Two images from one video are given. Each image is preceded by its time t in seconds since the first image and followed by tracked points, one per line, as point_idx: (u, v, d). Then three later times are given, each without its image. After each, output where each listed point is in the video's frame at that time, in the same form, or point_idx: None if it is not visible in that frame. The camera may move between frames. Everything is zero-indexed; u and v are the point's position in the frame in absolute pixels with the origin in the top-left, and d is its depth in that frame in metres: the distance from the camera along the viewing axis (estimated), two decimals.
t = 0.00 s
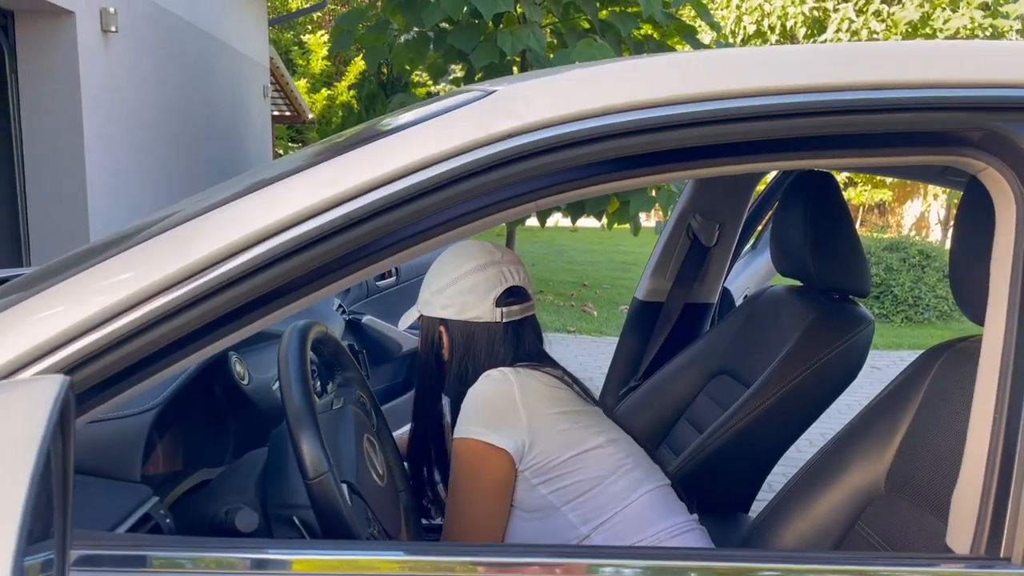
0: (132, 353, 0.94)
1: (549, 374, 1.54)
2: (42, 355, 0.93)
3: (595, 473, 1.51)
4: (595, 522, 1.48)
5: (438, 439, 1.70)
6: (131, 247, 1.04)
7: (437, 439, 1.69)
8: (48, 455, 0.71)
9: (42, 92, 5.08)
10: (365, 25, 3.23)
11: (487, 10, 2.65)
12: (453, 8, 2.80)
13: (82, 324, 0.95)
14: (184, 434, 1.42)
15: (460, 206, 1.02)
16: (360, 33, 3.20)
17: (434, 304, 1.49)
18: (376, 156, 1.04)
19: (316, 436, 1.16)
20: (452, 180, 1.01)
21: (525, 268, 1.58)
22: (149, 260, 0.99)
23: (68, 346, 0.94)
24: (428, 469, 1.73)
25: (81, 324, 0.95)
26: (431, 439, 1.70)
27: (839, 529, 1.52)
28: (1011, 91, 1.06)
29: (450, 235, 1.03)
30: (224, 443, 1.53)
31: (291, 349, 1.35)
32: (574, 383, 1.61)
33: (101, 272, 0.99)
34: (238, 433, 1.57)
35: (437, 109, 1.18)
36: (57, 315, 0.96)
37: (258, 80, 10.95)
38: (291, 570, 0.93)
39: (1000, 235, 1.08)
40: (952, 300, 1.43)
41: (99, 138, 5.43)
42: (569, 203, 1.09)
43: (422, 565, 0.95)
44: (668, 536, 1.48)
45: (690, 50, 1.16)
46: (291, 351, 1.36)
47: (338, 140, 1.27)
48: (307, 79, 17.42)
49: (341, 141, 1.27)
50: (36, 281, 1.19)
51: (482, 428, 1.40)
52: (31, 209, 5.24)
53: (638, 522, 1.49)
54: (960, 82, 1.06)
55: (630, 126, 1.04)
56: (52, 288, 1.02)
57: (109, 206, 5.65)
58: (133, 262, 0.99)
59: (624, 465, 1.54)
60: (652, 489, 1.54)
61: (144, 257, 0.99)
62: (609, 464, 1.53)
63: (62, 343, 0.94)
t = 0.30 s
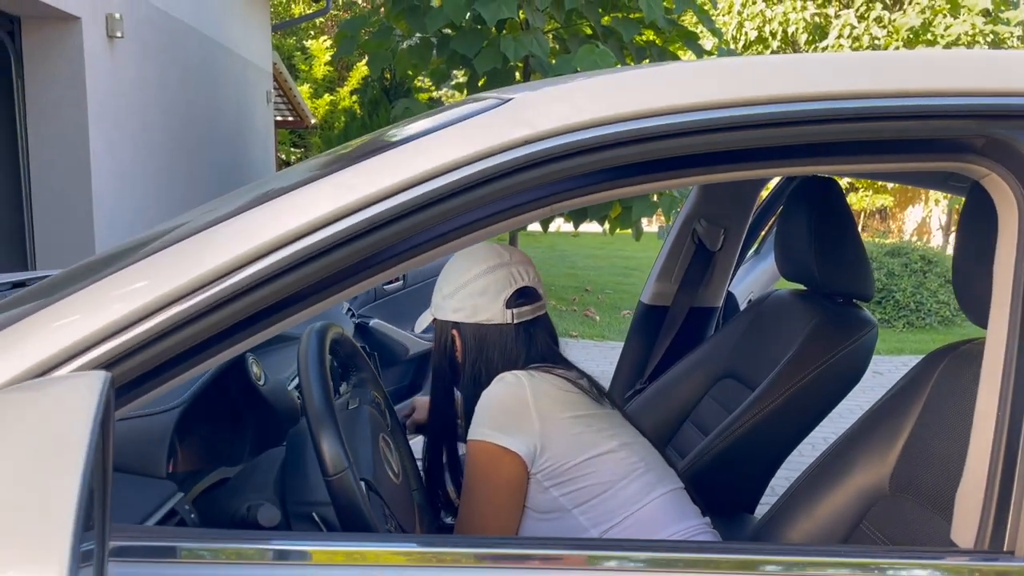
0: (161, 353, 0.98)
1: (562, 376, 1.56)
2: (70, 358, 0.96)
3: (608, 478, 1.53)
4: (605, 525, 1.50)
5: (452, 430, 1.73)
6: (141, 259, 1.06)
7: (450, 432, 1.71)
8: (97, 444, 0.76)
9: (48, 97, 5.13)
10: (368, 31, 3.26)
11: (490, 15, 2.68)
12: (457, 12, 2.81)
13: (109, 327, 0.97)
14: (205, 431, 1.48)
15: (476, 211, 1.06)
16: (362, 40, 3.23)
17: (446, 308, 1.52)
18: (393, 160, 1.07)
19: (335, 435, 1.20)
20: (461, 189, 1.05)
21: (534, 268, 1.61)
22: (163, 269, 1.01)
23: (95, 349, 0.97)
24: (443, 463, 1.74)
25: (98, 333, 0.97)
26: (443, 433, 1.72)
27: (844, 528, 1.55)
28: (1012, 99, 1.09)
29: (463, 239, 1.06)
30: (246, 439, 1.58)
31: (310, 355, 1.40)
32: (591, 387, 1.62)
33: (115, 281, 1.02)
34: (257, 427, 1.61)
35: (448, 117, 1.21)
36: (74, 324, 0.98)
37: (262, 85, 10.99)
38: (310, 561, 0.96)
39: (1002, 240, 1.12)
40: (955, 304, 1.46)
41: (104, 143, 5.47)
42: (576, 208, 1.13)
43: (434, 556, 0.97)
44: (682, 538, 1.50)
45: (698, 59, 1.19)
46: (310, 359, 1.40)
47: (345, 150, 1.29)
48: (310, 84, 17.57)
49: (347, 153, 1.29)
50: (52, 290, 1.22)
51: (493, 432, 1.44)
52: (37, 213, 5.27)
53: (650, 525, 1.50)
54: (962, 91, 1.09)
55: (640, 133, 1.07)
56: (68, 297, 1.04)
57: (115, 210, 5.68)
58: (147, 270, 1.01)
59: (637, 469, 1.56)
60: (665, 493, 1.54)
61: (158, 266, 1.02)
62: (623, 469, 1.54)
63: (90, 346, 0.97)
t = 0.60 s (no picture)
0: (186, 345, 1.02)
1: (572, 370, 1.60)
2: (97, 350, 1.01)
3: (618, 471, 1.58)
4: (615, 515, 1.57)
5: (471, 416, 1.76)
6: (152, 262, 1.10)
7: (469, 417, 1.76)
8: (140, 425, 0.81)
9: (54, 102, 5.19)
10: (370, 37, 3.33)
11: (493, 21, 2.76)
12: (460, 20, 2.90)
13: (130, 324, 1.02)
14: (226, 422, 1.56)
15: (487, 208, 1.11)
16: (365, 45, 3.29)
17: (464, 294, 1.57)
18: (405, 160, 1.12)
19: (351, 425, 1.27)
20: (466, 190, 1.09)
21: (554, 257, 1.65)
22: (174, 270, 1.05)
23: (123, 341, 1.01)
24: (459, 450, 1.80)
25: (114, 332, 1.01)
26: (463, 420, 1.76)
27: (844, 518, 1.59)
28: (1004, 100, 1.12)
29: (469, 237, 1.12)
30: (261, 433, 1.65)
31: (326, 353, 1.45)
32: (603, 380, 1.66)
33: (129, 282, 1.06)
34: (269, 426, 1.67)
35: (456, 120, 1.25)
36: (89, 324, 1.03)
37: (265, 91, 11.06)
38: (328, 539, 1.01)
39: (992, 236, 1.16)
40: (952, 300, 1.50)
41: (110, 147, 5.53)
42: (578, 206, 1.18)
43: (439, 533, 1.02)
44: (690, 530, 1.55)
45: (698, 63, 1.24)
46: (325, 355, 1.45)
47: (352, 154, 1.34)
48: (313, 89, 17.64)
49: (351, 158, 1.33)
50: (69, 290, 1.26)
51: (502, 428, 1.51)
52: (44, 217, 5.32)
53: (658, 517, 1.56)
54: (955, 92, 1.13)
55: (640, 135, 1.12)
56: (84, 298, 1.08)
57: (120, 213, 5.74)
58: (159, 272, 1.05)
59: (646, 463, 1.60)
60: (674, 486, 1.59)
61: (170, 267, 1.05)
62: (632, 462, 1.59)
63: (117, 339, 1.01)
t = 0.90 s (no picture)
0: (192, 351, 1.04)
1: (599, 374, 1.61)
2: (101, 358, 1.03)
3: (631, 481, 1.56)
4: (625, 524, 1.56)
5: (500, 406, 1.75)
6: (152, 271, 1.12)
7: (498, 412, 1.74)
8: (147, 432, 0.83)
9: (54, 107, 5.22)
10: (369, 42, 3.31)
11: (491, 27, 2.80)
12: (458, 25, 2.95)
13: (132, 333, 1.04)
14: (227, 427, 1.58)
15: (488, 216, 1.13)
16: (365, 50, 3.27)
17: (515, 286, 1.58)
18: (407, 169, 1.14)
19: (350, 429, 1.29)
20: (462, 200, 1.11)
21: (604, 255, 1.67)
22: (175, 280, 1.07)
23: (129, 348, 1.03)
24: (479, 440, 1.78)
25: (116, 341, 1.03)
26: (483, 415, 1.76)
27: (839, 520, 1.61)
28: (993, 109, 1.14)
29: (466, 246, 1.14)
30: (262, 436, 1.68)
31: (326, 359, 1.47)
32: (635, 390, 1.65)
33: (130, 292, 1.07)
34: (270, 430, 1.68)
35: (458, 129, 1.26)
36: (91, 333, 1.05)
37: (264, 95, 11.09)
38: (327, 543, 1.03)
39: (980, 244, 1.18)
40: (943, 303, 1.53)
41: (110, 152, 5.55)
42: (576, 214, 1.21)
43: (437, 537, 1.05)
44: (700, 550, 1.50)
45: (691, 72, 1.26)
46: (326, 360, 1.47)
47: (350, 164, 1.36)
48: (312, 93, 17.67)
49: (350, 167, 1.35)
50: (71, 298, 1.28)
51: (515, 424, 1.53)
52: (43, 221, 5.34)
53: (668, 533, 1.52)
54: (945, 102, 1.14)
55: (633, 145, 1.14)
56: (85, 307, 1.10)
57: (120, 218, 5.76)
58: (159, 281, 1.07)
59: (663, 477, 1.57)
60: (692, 503, 1.55)
61: (171, 277, 1.07)
62: (648, 475, 1.56)
63: (123, 345, 1.03)
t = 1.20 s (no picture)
0: (187, 346, 1.04)
1: (618, 368, 1.60)
2: (95, 353, 1.03)
3: (641, 479, 1.55)
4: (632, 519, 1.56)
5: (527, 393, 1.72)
6: (146, 269, 1.12)
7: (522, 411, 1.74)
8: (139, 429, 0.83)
9: (50, 108, 5.22)
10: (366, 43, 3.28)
11: (488, 28, 2.81)
12: (455, 27, 2.96)
13: (124, 329, 1.04)
14: (221, 426, 1.59)
15: (482, 213, 1.14)
16: (361, 52, 3.25)
17: (542, 272, 1.60)
18: (403, 166, 1.14)
19: (345, 427, 1.29)
20: (455, 197, 1.11)
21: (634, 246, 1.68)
22: (168, 277, 1.07)
23: (123, 344, 1.03)
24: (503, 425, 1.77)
25: (108, 338, 1.03)
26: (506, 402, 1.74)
27: (836, 515, 1.62)
28: (986, 107, 1.14)
29: (459, 244, 1.14)
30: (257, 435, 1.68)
31: (321, 358, 1.47)
32: (654, 386, 1.63)
33: (124, 289, 1.08)
34: (268, 428, 1.70)
35: (453, 126, 1.27)
36: (84, 331, 1.05)
37: (261, 97, 11.08)
38: (322, 538, 1.04)
39: (973, 240, 1.19)
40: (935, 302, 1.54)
41: (107, 154, 5.55)
42: (568, 211, 1.21)
43: (434, 533, 1.05)
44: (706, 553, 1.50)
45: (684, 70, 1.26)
46: (319, 360, 1.47)
47: (344, 162, 1.36)
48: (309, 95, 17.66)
49: (346, 164, 1.35)
50: (65, 297, 1.28)
51: (527, 412, 1.54)
52: (39, 223, 5.33)
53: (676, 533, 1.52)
54: (935, 99, 1.15)
55: (625, 141, 1.15)
56: (79, 304, 1.10)
57: (117, 219, 5.75)
58: (153, 278, 1.07)
59: (673, 477, 1.56)
60: (702, 506, 1.54)
61: (164, 274, 1.07)
62: (659, 473, 1.56)
63: (116, 342, 1.03)
